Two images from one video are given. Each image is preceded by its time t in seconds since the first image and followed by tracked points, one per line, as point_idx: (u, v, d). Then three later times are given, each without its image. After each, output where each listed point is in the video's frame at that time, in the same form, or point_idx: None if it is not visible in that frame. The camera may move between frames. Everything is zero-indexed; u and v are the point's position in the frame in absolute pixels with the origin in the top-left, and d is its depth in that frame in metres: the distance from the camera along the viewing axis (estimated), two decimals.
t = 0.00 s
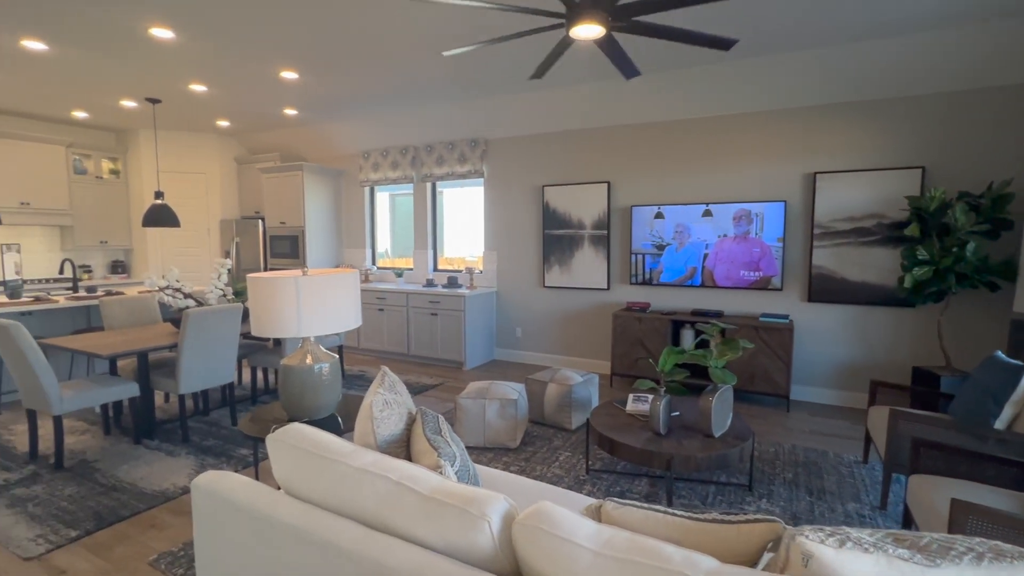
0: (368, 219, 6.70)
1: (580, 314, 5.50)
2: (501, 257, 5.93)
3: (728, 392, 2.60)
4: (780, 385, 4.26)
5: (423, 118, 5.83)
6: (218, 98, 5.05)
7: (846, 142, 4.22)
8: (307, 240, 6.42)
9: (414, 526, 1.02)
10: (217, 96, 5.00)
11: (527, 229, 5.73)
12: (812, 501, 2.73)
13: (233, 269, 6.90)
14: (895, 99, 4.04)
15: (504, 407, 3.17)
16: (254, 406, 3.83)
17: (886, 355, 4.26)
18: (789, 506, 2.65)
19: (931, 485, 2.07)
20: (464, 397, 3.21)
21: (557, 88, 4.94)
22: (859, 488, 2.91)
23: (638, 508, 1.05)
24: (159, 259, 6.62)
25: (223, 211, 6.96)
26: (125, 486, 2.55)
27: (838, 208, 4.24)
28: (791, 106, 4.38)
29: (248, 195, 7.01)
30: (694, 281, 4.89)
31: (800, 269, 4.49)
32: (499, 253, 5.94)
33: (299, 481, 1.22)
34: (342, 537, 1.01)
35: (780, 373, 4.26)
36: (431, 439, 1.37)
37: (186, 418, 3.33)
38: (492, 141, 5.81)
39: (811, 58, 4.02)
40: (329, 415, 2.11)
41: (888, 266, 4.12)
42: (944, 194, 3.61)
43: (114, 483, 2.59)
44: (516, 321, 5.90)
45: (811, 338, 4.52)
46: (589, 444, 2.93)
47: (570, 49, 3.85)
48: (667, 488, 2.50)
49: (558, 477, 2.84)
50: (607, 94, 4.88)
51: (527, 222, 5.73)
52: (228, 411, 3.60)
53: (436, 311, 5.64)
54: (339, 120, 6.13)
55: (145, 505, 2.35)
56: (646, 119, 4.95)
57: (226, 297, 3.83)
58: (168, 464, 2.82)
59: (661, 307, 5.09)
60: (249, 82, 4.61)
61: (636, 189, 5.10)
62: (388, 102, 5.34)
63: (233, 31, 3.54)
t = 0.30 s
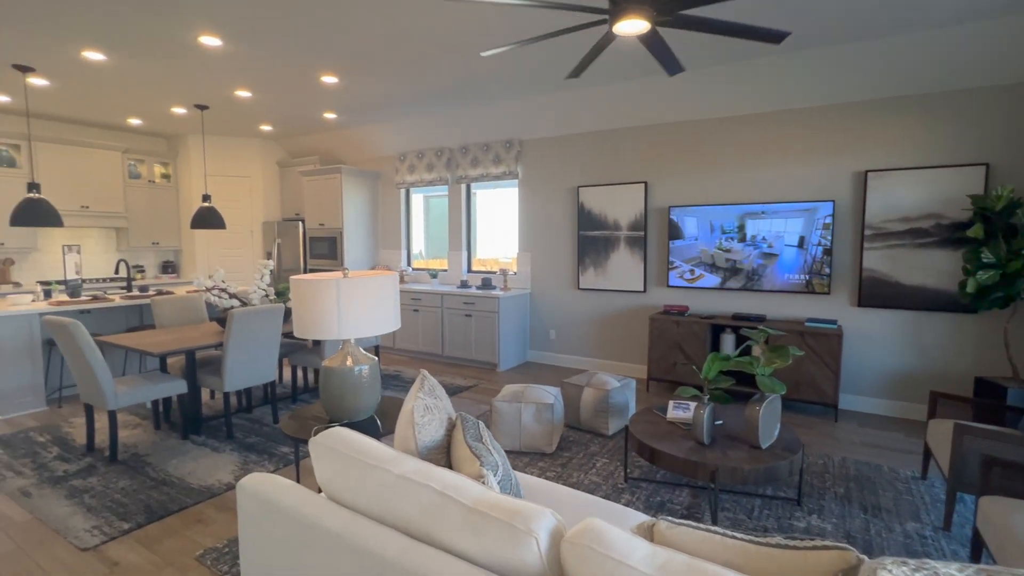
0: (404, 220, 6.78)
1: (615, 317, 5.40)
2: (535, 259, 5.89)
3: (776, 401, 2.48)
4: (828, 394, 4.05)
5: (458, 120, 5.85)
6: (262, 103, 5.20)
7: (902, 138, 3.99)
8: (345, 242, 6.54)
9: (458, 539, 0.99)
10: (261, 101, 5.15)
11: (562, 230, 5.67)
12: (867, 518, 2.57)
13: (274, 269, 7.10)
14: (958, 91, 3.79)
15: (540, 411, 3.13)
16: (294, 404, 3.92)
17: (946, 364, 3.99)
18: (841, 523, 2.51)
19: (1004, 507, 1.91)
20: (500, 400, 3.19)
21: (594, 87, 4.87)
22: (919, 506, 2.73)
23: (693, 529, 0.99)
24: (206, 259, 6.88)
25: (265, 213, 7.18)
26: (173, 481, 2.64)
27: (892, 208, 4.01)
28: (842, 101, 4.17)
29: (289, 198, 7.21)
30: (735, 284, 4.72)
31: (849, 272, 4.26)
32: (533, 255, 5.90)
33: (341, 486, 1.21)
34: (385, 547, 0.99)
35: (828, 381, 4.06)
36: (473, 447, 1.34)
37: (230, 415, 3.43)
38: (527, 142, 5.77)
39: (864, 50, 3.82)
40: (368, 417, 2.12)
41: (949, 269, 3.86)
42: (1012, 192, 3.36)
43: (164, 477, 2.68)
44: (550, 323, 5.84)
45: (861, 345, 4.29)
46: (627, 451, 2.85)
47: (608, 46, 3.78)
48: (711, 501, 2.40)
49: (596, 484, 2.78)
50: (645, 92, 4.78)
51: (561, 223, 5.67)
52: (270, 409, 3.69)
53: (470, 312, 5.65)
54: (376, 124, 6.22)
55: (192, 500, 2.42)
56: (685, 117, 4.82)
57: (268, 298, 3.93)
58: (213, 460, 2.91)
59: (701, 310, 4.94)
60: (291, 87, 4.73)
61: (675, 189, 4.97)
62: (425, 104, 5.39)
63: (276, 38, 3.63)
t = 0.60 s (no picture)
0: (438, 222, 6.82)
1: (652, 321, 5.27)
2: (569, 261, 5.81)
3: (829, 413, 2.34)
4: (881, 405, 3.83)
5: (492, 121, 5.84)
6: (302, 107, 5.32)
7: (965, 133, 3.73)
8: (381, 243, 6.63)
9: (501, 557, 0.95)
10: (302, 106, 5.28)
11: (597, 232, 5.58)
12: (929, 541, 2.40)
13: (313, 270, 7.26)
14: None
15: (576, 417, 3.06)
16: (331, 404, 3.98)
17: (1015, 376, 3.71)
18: (901, 545, 2.35)
19: None
20: (535, 405, 3.14)
21: (631, 85, 4.76)
22: (987, 530, 2.53)
23: (753, 556, 0.92)
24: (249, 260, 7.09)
25: (304, 215, 7.35)
26: (216, 477, 2.70)
27: (954, 208, 3.75)
28: (897, 95, 3.94)
29: (327, 200, 7.36)
30: (779, 288, 4.53)
31: (904, 276, 4.02)
32: (567, 256, 5.82)
33: (380, 495, 1.19)
34: (426, 562, 0.96)
35: (881, 391, 3.83)
36: (513, 458, 1.30)
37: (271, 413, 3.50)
38: (561, 142, 5.71)
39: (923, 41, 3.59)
40: (404, 421, 2.11)
41: (1018, 273, 3.58)
42: None
43: (207, 474, 2.76)
44: (584, 326, 5.75)
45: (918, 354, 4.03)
46: (667, 461, 2.76)
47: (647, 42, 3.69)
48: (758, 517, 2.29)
49: (634, 494, 2.70)
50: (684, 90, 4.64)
51: (596, 225, 5.57)
52: (308, 408, 3.76)
53: (503, 314, 5.62)
54: (411, 126, 6.28)
55: (233, 498, 2.47)
56: (726, 115, 4.66)
57: (307, 299, 4.00)
58: (255, 457, 2.97)
59: (742, 314, 4.75)
60: (330, 91, 4.81)
61: (715, 189, 4.81)
62: (460, 106, 5.41)
63: (316, 43, 3.70)
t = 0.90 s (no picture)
0: (471, 223, 6.82)
1: (689, 324, 5.10)
2: (603, 262, 5.70)
3: (888, 427, 2.18)
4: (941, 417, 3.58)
5: (526, 121, 5.79)
6: (340, 110, 5.40)
7: None
8: (415, 244, 6.67)
9: None
10: (339, 109, 5.36)
11: (632, 232, 5.45)
12: (1000, 568, 2.21)
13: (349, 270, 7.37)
14: None
15: (612, 423, 2.98)
16: (366, 403, 4.01)
17: None
18: (969, 571, 2.17)
19: None
20: (570, 409, 3.07)
21: (669, 81, 4.62)
22: None
23: None
24: (288, 260, 7.26)
25: (341, 216, 7.48)
26: (255, 474, 2.75)
27: None
28: (961, 86, 3.67)
29: (363, 201, 7.46)
30: (827, 291, 4.31)
31: (966, 279, 3.75)
32: (602, 257, 5.72)
33: (418, 504, 1.16)
34: None
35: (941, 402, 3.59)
36: (555, 469, 1.25)
37: (308, 412, 3.55)
38: (596, 141, 5.61)
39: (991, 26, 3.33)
40: (439, 424, 2.09)
41: None
42: None
43: (246, 470, 2.81)
44: (619, 328, 5.63)
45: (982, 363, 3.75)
46: (709, 471, 2.64)
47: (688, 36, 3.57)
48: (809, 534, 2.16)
49: (674, 505, 2.59)
50: (725, 85, 4.47)
51: (632, 225, 5.45)
52: (344, 407, 3.80)
53: (536, 315, 5.57)
54: (446, 128, 6.30)
55: (271, 496, 2.51)
56: (771, 110, 4.46)
57: (342, 299, 4.05)
58: (292, 455, 3.02)
59: (786, 318, 4.55)
60: (367, 93, 4.86)
61: (758, 188, 4.61)
62: (494, 106, 5.38)
63: (353, 45, 3.73)
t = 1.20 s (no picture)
0: (503, 223, 6.78)
1: (728, 327, 4.92)
2: (638, 262, 5.56)
3: (956, 441, 2.02)
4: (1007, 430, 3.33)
5: (559, 120, 5.71)
6: (374, 111, 5.45)
7: None
8: (447, 244, 6.68)
9: None
10: (374, 110, 5.41)
11: (668, 231, 5.30)
12: None
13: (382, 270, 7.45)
14: None
15: (650, 429, 2.87)
16: (399, 403, 4.03)
17: None
18: None
19: None
20: (606, 414, 2.98)
21: (708, 76, 4.47)
22: None
23: None
24: (323, 260, 7.38)
25: (375, 217, 7.56)
26: (292, 473, 2.78)
27: None
28: None
29: (395, 201, 7.53)
30: (878, 294, 4.07)
31: None
32: (636, 258, 5.58)
33: (457, 515, 1.12)
34: None
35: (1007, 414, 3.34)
36: (600, 483, 1.19)
37: (342, 411, 3.58)
38: (631, 139, 5.49)
39: None
40: (474, 428, 2.05)
41: None
42: None
43: (283, 468, 2.84)
44: (653, 330, 5.49)
45: None
46: (755, 483, 2.52)
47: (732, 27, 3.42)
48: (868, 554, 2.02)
49: (716, 517, 2.48)
50: (769, 79, 4.29)
51: (668, 224, 5.30)
52: (377, 406, 3.82)
53: (569, 316, 5.48)
54: (478, 127, 6.29)
55: (307, 495, 2.53)
56: (817, 104, 4.25)
57: (376, 298, 4.07)
58: (327, 454, 3.04)
59: (833, 323, 4.33)
60: (401, 93, 4.88)
61: (803, 186, 4.41)
62: (528, 104, 5.33)
63: (388, 45, 3.74)
